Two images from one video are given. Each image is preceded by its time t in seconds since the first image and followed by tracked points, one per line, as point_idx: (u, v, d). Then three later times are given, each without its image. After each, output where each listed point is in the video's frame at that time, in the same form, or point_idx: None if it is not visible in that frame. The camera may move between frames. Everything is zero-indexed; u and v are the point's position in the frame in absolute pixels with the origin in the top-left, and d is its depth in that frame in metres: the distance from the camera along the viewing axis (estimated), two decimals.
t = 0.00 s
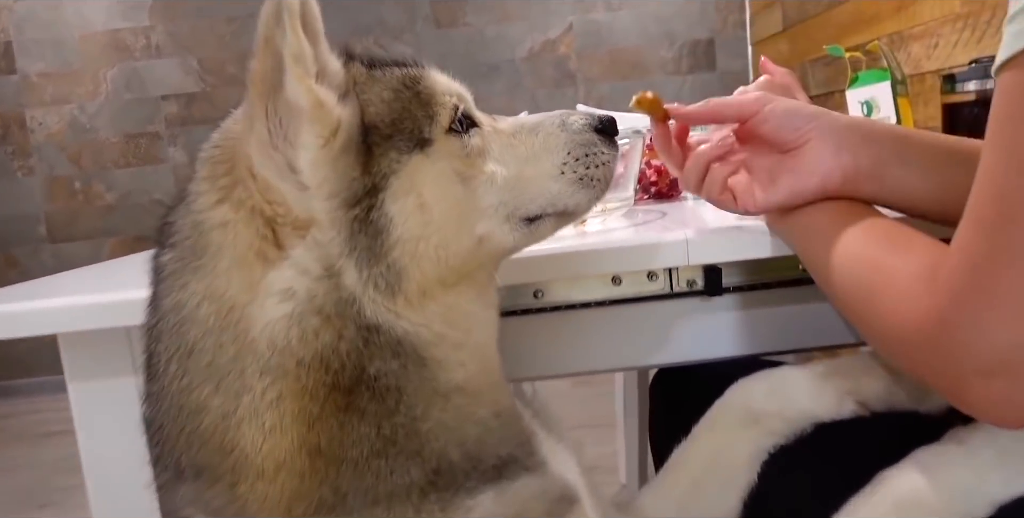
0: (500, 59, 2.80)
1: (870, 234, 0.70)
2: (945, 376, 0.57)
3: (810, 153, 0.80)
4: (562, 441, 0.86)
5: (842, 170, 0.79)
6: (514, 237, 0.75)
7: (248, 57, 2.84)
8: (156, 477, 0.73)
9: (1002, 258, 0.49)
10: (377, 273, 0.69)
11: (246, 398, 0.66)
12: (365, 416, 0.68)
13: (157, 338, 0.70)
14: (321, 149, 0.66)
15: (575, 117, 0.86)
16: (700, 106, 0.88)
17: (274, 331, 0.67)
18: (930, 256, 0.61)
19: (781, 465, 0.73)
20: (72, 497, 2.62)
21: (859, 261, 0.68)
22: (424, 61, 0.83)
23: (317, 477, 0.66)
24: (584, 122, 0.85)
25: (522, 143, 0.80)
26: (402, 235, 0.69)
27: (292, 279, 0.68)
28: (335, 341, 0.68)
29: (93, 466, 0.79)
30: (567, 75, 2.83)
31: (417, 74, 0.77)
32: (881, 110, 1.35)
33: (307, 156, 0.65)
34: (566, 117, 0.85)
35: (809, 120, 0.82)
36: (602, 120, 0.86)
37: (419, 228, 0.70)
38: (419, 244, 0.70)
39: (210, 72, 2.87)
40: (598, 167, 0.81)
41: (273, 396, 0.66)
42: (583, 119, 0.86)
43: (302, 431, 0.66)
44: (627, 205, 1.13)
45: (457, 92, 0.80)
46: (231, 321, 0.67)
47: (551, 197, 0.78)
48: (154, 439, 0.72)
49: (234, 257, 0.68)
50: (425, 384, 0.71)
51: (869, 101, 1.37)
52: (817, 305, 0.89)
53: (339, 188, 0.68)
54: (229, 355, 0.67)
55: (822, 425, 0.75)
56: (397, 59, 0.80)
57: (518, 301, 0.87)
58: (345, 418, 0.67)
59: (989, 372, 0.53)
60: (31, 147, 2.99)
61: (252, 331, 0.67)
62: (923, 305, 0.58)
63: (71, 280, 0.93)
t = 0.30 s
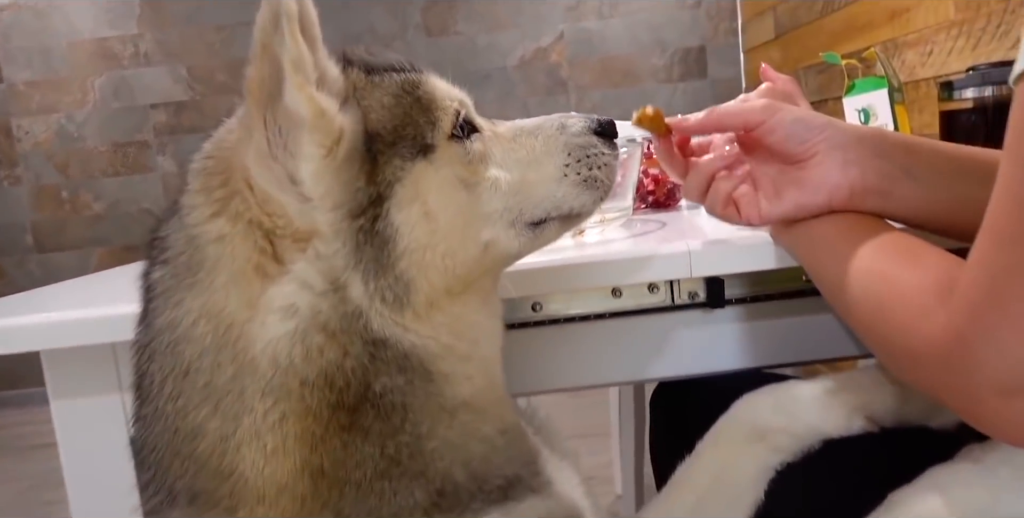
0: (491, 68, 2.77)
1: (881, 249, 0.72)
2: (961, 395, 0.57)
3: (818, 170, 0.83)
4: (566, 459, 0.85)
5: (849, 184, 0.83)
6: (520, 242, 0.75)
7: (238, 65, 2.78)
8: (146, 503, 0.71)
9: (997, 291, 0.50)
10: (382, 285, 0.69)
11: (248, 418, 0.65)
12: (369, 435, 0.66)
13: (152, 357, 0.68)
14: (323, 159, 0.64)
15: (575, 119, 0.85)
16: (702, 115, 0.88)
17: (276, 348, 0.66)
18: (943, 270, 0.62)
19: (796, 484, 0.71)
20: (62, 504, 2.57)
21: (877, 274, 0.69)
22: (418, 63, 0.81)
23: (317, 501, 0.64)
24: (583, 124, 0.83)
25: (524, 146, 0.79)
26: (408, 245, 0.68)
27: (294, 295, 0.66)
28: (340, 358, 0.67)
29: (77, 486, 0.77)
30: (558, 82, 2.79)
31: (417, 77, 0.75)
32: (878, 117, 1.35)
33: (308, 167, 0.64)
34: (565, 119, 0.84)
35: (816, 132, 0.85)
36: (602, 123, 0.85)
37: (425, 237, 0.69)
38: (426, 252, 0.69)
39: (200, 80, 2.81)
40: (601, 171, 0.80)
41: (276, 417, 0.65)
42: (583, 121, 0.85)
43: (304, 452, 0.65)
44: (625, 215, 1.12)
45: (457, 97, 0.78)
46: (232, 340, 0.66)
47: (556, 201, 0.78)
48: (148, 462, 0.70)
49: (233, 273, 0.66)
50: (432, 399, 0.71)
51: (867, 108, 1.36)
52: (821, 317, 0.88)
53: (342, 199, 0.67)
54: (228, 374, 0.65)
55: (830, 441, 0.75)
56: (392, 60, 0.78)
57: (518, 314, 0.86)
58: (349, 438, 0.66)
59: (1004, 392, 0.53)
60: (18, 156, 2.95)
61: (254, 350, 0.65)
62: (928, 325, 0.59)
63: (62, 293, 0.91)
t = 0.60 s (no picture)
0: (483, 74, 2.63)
1: (887, 259, 0.73)
2: (976, 413, 0.59)
3: (819, 183, 0.83)
4: (564, 474, 0.83)
5: (852, 196, 0.82)
6: (516, 248, 0.73)
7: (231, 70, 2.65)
8: None
9: (1014, 312, 0.52)
10: (375, 296, 0.67)
11: (233, 438, 0.63)
12: (360, 454, 0.65)
13: (136, 373, 0.66)
14: (312, 166, 0.62)
15: (572, 121, 0.84)
16: (696, 132, 0.85)
17: (263, 365, 0.64)
18: (951, 287, 0.63)
19: (795, 495, 0.71)
20: (50, 516, 2.53)
21: (884, 286, 0.71)
22: (413, 69, 0.81)
23: None
24: (580, 126, 0.83)
25: (517, 151, 0.77)
26: (400, 255, 0.67)
27: (281, 308, 0.64)
28: (330, 374, 0.65)
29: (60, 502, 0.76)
30: (550, 89, 2.65)
31: (409, 81, 0.74)
32: (874, 123, 1.34)
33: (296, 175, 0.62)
34: (561, 121, 0.83)
35: (814, 144, 0.84)
36: (598, 125, 0.84)
37: (419, 245, 0.67)
38: (419, 262, 0.67)
39: (190, 86, 2.69)
40: (598, 174, 0.79)
41: (263, 436, 0.63)
42: (579, 123, 0.84)
43: (294, 473, 0.63)
44: (624, 220, 1.11)
45: (452, 101, 0.77)
46: (217, 356, 0.63)
47: (553, 205, 0.77)
48: (130, 483, 0.68)
49: (215, 286, 0.64)
50: (427, 416, 0.69)
51: (864, 114, 1.35)
52: (822, 327, 0.87)
53: (332, 207, 0.65)
54: (212, 392, 0.63)
55: (835, 454, 0.75)
56: (380, 67, 0.76)
57: (515, 325, 0.84)
58: (339, 457, 0.64)
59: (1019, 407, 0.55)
60: (5, 161, 2.85)
61: (240, 366, 0.63)
62: (946, 341, 0.61)
63: (48, 304, 0.89)
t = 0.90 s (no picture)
0: (475, 79, 2.55)
1: (886, 266, 0.72)
2: (984, 424, 0.58)
3: (814, 189, 0.82)
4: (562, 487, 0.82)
5: (847, 205, 0.81)
6: (512, 243, 0.73)
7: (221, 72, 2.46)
8: None
9: None
10: (367, 299, 0.66)
11: (220, 453, 0.61)
12: (354, 466, 0.63)
13: (120, 386, 0.64)
14: (298, 167, 0.62)
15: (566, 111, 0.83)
16: (686, 140, 0.83)
17: (253, 375, 0.62)
18: (954, 295, 0.63)
19: (791, 505, 0.68)
20: None
21: (883, 295, 0.70)
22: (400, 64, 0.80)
23: None
24: (571, 116, 0.82)
25: (508, 145, 0.76)
26: (394, 254, 0.66)
27: (270, 317, 0.63)
28: (323, 382, 0.64)
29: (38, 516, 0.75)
30: (543, 94, 2.59)
31: (395, 76, 0.73)
32: (869, 128, 1.34)
33: (281, 178, 0.61)
34: (553, 112, 0.82)
35: (807, 149, 0.83)
36: (592, 116, 0.83)
37: (412, 244, 0.67)
38: (413, 261, 0.67)
39: (181, 90, 2.55)
40: (592, 161, 0.79)
41: (253, 449, 0.61)
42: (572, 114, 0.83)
43: (284, 488, 0.61)
44: (619, 226, 1.09)
45: (441, 96, 0.76)
46: (203, 367, 0.62)
47: (551, 197, 0.76)
48: (112, 501, 0.65)
49: (200, 295, 0.62)
50: (421, 427, 0.68)
51: (859, 119, 1.35)
52: (821, 334, 0.85)
53: (322, 209, 0.64)
54: (200, 405, 0.61)
55: (833, 465, 0.73)
56: (366, 65, 0.76)
57: (507, 332, 0.83)
58: (332, 470, 0.63)
59: None
60: None
61: (229, 377, 0.62)
62: (948, 350, 0.60)
63: (23, 313, 0.86)
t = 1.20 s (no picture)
0: (469, 83, 2.53)
1: (885, 274, 0.71)
2: (987, 435, 0.58)
3: (808, 194, 0.82)
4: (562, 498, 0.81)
5: (841, 213, 0.81)
6: (518, 227, 0.74)
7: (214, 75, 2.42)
8: None
9: None
10: (374, 296, 0.66)
11: (223, 464, 0.60)
12: (360, 474, 0.63)
13: (117, 397, 0.63)
14: (296, 167, 0.62)
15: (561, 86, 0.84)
16: (678, 146, 0.83)
17: (258, 383, 0.61)
18: (954, 304, 0.62)
19: None
20: None
21: (882, 303, 0.69)
22: (386, 52, 0.80)
23: None
24: (563, 92, 0.82)
25: (506, 123, 0.76)
26: (402, 245, 0.67)
27: (275, 323, 0.62)
28: (331, 388, 0.64)
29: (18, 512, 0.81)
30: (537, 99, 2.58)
31: (384, 66, 0.73)
32: (863, 132, 1.34)
33: (281, 179, 0.60)
34: (545, 90, 0.82)
35: (801, 154, 0.83)
36: (585, 91, 0.83)
37: (421, 233, 0.67)
38: (422, 252, 0.67)
39: (174, 93, 2.50)
40: (588, 135, 0.78)
41: (259, 458, 0.61)
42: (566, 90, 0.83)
43: (288, 498, 0.60)
44: (612, 231, 1.09)
45: (434, 81, 0.76)
46: (207, 378, 0.61)
47: (550, 174, 0.76)
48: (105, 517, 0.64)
49: (201, 305, 0.61)
50: (428, 434, 0.67)
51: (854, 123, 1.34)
52: (818, 342, 0.85)
53: (325, 206, 0.64)
54: (205, 415, 0.60)
55: (834, 476, 0.74)
56: (356, 55, 0.76)
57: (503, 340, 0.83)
58: (337, 479, 0.62)
59: None
60: None
61: (232, 386, 0.61)
62: (951, 360, 0.60)
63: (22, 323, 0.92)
